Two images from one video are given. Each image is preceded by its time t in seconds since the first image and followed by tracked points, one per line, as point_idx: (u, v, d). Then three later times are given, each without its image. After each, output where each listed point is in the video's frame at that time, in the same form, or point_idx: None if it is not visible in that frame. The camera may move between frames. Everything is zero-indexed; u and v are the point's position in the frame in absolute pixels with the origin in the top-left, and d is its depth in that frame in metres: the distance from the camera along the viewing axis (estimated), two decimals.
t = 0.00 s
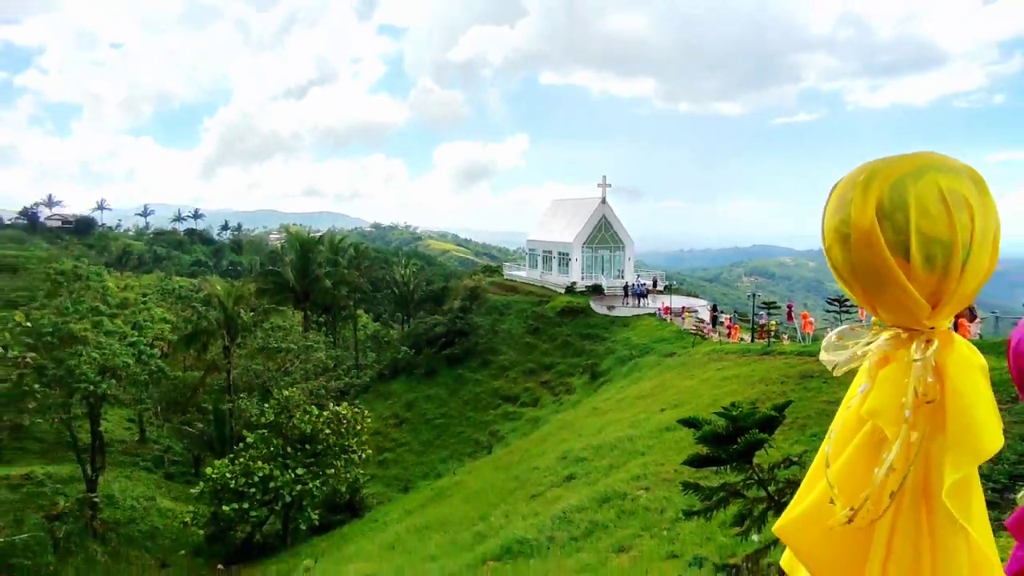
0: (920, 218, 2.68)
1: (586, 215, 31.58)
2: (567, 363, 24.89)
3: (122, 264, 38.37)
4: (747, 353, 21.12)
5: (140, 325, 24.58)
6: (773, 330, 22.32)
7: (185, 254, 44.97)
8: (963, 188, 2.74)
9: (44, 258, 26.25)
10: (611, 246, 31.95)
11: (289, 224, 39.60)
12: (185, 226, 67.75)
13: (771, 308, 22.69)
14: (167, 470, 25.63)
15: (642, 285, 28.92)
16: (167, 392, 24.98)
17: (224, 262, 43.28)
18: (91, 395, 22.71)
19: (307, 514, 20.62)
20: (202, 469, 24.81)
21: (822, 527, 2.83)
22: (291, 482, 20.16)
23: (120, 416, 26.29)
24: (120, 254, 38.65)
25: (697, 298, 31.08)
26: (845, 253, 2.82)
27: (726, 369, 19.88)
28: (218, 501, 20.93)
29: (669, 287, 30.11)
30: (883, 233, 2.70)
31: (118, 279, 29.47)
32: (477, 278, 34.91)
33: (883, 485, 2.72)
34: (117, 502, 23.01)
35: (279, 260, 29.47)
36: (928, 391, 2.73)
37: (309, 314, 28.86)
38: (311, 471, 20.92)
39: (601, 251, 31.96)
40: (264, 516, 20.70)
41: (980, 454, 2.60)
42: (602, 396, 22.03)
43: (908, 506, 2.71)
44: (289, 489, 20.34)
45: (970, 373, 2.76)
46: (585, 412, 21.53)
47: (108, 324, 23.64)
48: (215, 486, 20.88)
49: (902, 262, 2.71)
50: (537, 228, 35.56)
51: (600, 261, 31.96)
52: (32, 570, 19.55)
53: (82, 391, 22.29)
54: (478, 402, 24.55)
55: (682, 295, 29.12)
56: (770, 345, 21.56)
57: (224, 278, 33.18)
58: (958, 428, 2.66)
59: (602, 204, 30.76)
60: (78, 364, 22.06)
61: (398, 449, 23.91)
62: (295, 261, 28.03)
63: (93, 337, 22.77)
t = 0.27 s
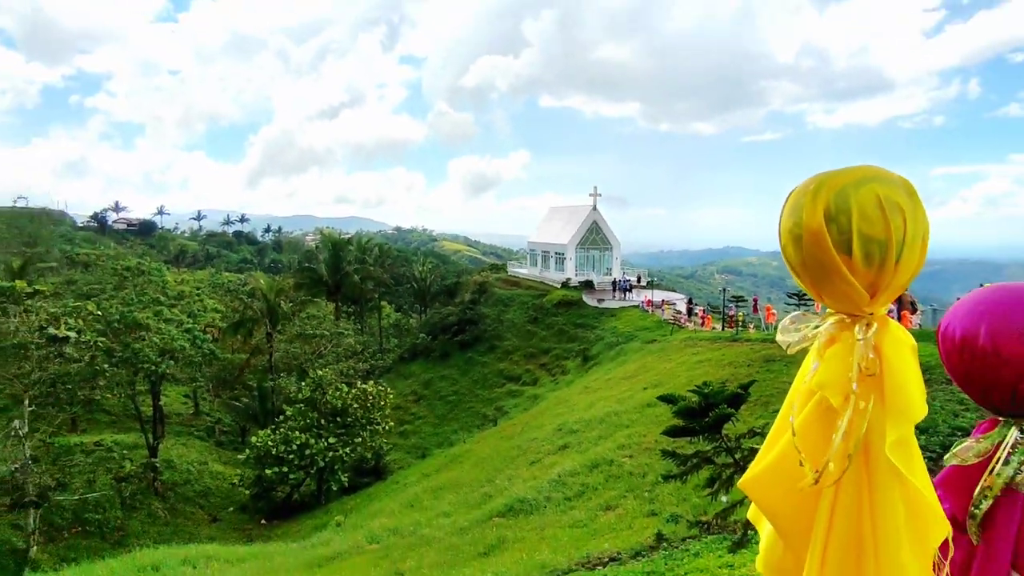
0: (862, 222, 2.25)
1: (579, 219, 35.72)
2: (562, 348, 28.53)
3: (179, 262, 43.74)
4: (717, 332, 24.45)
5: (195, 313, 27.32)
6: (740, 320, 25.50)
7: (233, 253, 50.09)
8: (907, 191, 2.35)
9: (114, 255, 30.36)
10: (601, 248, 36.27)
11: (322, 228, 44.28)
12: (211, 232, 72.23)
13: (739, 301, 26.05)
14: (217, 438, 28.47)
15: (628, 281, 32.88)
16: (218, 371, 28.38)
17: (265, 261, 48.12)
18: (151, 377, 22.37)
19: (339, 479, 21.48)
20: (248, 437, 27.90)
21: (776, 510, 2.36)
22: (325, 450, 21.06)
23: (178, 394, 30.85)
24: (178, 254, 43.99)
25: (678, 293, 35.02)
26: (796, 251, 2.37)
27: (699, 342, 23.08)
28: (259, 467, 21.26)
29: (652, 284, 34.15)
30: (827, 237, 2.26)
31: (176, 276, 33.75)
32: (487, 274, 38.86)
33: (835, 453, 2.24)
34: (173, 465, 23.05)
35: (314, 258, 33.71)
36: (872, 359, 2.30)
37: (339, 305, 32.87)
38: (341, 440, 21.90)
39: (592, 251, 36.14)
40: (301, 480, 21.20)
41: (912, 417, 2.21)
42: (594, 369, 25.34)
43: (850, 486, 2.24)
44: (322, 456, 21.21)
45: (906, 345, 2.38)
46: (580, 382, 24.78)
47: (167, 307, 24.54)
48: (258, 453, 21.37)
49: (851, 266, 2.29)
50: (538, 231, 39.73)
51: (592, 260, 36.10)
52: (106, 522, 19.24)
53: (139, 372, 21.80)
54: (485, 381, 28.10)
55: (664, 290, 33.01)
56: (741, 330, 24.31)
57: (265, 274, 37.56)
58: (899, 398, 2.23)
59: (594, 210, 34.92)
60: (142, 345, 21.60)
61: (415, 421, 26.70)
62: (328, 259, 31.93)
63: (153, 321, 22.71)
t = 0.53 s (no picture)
0: (849, 219, 2.41)
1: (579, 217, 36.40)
2: (561, 343, 29.21)
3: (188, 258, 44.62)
4: (713, 327, 25.05)
5: (203, 307, 27.92)
6: (735, 315, 26.13)
7: (239, 248, 50.87)
8: (894, 191, 2.50)
9: (125, 251, 31.11)
10: (600, 244, 36.92)
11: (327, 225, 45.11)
12: (215, 229, 73.04)
13: (734, 297, 26.68)
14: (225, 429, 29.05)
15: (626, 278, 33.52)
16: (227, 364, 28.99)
17: (271, 257, 48.89)
18: (163, 369, 22.95)
19: (343, 470, 22.10)
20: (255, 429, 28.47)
21: (766, 491, 2.56)
22: (330, 441, 21.74)
23: (186, 385, 31.49)
24: (186, 250, 44.85)
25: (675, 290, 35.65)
26: (787, 248, 2.54)
27: (695, 337, 23.66)
28: (267, 457, 21.88)
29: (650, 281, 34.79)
30: (816, 234, 2.43)
31: (184, 271, 34.42)
32: (488, 270, 39.52)
33: (820, 438, 2.44)
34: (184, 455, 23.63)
35: (319, 255, 34.54)
36: (858, 351, 2.48)
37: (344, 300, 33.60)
38: (346, 431, 22.57)
39: (591, 248, 36.83)
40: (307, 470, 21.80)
41: (894, 406, 2.37)
42: (592, 363, 25.94)
43: (834, 468, 2.43)
44: (327, 447, 21.85)
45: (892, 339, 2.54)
46: (579, 375, 25.39)
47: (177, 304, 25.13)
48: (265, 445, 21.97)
49: (839, 261, 2.46)
50: (538, 228, 40.45)
51: (590, 257, 36.78)
52: (117, 510, 19.87)
53: (152, 365, 22.48)
54: (486, 374, 28.79)
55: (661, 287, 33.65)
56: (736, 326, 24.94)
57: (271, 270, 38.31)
58: (883, 386, 2.40)
59: (593, 208, 35.60)
60: (152, 341, 22.20)
61: (418, 414, 27.32)
62: (333, 255, 32.83)
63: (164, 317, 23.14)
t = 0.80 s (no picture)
0: (841, 213, 2.54)
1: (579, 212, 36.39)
2: (560, 337, 29.27)
3: (188, 252, 44.57)
4: (712, 321, 25.09)
5: (204, 302, 27.96)
6: (734, 310, 26.19)
7: (238, 243, 50.87)
8: (884, 186, 2.62)
9: (125, 245, 31.10)
10: (600, 239, 36.91)
11: (327, 219, 45.13)
12: (215, 222, 72.91)
13: (732, 292, 26.73)
14: (225, 424, 29.07)
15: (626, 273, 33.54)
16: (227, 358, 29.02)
17: (271, 251, 48.85)
18: (163, 363, 22.96)
19: (344, 463, 22.13)
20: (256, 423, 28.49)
21: (761, 473, 2.72)
22: (330, 435, 21.78)
23: (187, 379, 31.52)
24: (186, 245, 44.80)
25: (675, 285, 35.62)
26: (782, 241, 2.65)
27: (694, 331, 23.70)
28: (268, 450, 21.98)
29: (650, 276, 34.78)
30: (809, 227, 2.55)
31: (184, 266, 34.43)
32: (488, 265, 39.53)
33: (811, 420, 2.60)
34: (185, 450, 23.65)
35: (319, 249, 34.58)
36: (849, 339, 2.61)
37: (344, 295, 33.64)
38: (346, 425, 22.62)
39: (591, 243, 36.86)
40: (307, 464, 21.85)
41: (882, 391, 2.52)
42: (592, 357, 25.99)
43: (825, 450, 2.59)
44: (328, 441, 21.88)
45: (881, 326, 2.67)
46: (578, 369, 25.45)
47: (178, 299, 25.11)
48: (265, 438, 22.06)
49: (832, 253, 2.58)
50: (538, 223, 40.46)
51: (590, 252, 36.81)
52: (118, 504, 20.00)
53: (154, 360, 22.51)
54: (486, 368, 28.85)
55: (661, 282, 33.66)
56: (734, 320, 25.01)
57: (271, 264, 38.28)
58: (871, 372, 2.55)
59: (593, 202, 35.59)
60: (153, 335, 22.23)
61: (418, 408, 27.38)
62: (332, 249, 32.74)
63: (164, 312, 23.14)
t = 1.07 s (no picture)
0: (828, 203, 2.59)
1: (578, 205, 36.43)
2: (560, 330, 29.35)
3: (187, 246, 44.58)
4: (711, 314, 25.18)
5: (204, 295, 27.99)
6: (733, 303, 26.28)
7: (237, 237, 50.83)
8: (870, 177, 2.68)
9: (124, 239, 31.09)
10: (599, 233, 36.98)
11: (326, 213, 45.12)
12: (215, 215, 72.85)
13: (731, 285, 26.81)
14: (226, 416, 29.12)
15: (625, 266, 33.61)
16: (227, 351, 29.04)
17: (270, 245, 48.84)
18: (163, 356, 23.00)
19: (344, 455, 22.22)
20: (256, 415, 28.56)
21: (751, 450, 2.78)
22: (331, 427, 21.84)
23: (187, 373, 31.57)
24: (185, 239, 44.78)
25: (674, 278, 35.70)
26: (772, 231, 2.71)
27: (694, 324, 23.75)
28: (268, 443, 22.05)
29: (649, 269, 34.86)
30: (798, 217, 2.60)
31: (184, 259, 34.44)
32: (487, 258, 39.57)
33: (799, 399, 2.65)
34: (185, 443, 23.73)
35: (318, 242, 34.60)
36: (836, 320, 2.67)
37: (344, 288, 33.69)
38: (346, 418, 22.68)
39: (590, 236, 36.92)
40: (308, 456, 21.94)
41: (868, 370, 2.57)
42: (592, 350, 26.06)
43: (814, 428, 2.64)
44: (328, 433, 21.96)
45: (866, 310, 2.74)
46: (578, 362, 25.53)
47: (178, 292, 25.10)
48: (266, 431, 22.13)
49: (819, 241, 2.64)
50: (537, 216, 40.50)
51: (589, 245, 36.88)
52: (121, 496, 20.09)
53: (155, 353, 22.56)
54: (485, 361, 28.94)
55: (660, 275, 33.74)
56: (733, 313, 25.10)
57: (270, 258, 38.28)
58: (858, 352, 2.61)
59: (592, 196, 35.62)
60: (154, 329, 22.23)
61: (418, 401, 27.47)
62: (332, 243, 32.76)
63: (165, 305, 23.18)
